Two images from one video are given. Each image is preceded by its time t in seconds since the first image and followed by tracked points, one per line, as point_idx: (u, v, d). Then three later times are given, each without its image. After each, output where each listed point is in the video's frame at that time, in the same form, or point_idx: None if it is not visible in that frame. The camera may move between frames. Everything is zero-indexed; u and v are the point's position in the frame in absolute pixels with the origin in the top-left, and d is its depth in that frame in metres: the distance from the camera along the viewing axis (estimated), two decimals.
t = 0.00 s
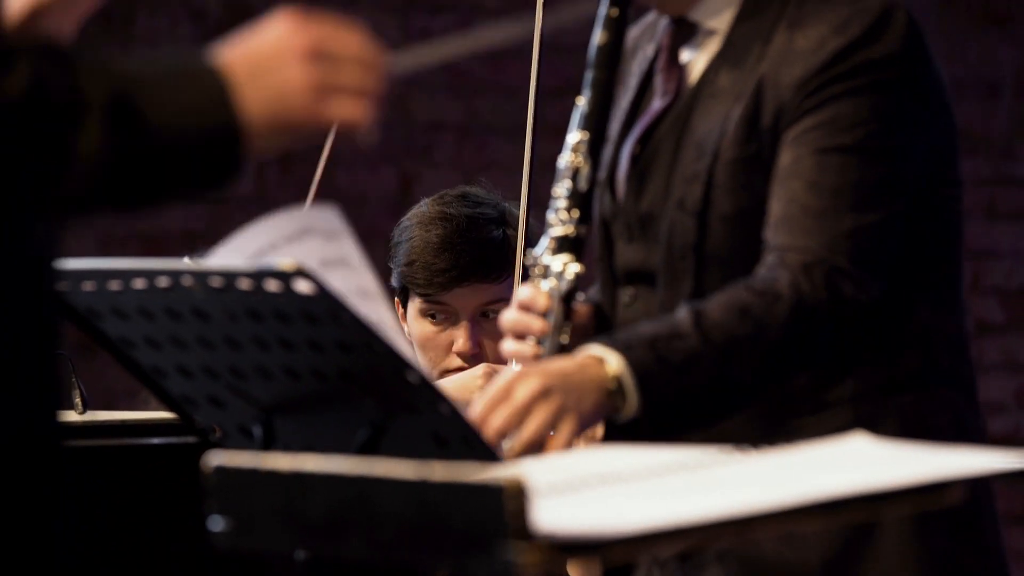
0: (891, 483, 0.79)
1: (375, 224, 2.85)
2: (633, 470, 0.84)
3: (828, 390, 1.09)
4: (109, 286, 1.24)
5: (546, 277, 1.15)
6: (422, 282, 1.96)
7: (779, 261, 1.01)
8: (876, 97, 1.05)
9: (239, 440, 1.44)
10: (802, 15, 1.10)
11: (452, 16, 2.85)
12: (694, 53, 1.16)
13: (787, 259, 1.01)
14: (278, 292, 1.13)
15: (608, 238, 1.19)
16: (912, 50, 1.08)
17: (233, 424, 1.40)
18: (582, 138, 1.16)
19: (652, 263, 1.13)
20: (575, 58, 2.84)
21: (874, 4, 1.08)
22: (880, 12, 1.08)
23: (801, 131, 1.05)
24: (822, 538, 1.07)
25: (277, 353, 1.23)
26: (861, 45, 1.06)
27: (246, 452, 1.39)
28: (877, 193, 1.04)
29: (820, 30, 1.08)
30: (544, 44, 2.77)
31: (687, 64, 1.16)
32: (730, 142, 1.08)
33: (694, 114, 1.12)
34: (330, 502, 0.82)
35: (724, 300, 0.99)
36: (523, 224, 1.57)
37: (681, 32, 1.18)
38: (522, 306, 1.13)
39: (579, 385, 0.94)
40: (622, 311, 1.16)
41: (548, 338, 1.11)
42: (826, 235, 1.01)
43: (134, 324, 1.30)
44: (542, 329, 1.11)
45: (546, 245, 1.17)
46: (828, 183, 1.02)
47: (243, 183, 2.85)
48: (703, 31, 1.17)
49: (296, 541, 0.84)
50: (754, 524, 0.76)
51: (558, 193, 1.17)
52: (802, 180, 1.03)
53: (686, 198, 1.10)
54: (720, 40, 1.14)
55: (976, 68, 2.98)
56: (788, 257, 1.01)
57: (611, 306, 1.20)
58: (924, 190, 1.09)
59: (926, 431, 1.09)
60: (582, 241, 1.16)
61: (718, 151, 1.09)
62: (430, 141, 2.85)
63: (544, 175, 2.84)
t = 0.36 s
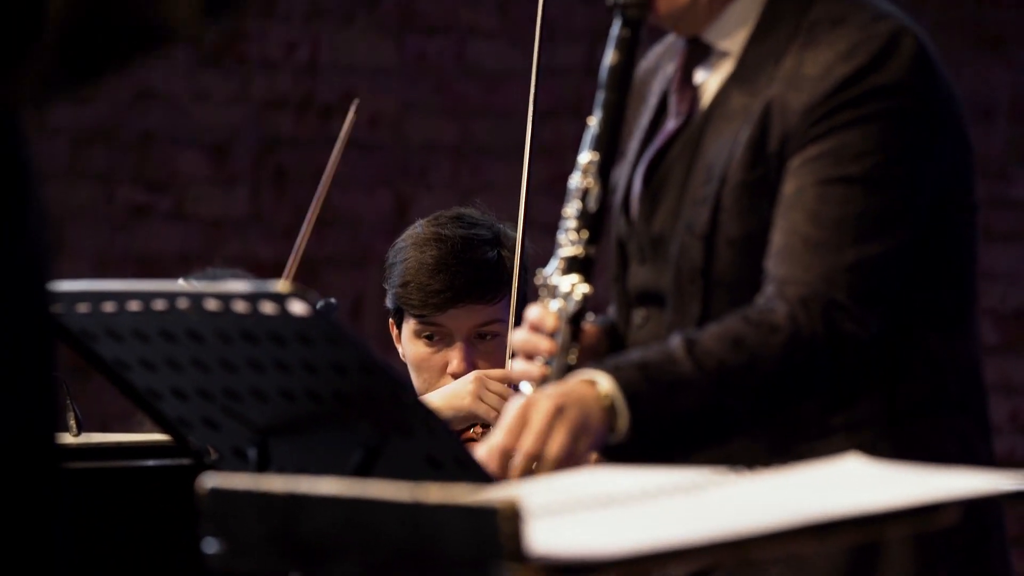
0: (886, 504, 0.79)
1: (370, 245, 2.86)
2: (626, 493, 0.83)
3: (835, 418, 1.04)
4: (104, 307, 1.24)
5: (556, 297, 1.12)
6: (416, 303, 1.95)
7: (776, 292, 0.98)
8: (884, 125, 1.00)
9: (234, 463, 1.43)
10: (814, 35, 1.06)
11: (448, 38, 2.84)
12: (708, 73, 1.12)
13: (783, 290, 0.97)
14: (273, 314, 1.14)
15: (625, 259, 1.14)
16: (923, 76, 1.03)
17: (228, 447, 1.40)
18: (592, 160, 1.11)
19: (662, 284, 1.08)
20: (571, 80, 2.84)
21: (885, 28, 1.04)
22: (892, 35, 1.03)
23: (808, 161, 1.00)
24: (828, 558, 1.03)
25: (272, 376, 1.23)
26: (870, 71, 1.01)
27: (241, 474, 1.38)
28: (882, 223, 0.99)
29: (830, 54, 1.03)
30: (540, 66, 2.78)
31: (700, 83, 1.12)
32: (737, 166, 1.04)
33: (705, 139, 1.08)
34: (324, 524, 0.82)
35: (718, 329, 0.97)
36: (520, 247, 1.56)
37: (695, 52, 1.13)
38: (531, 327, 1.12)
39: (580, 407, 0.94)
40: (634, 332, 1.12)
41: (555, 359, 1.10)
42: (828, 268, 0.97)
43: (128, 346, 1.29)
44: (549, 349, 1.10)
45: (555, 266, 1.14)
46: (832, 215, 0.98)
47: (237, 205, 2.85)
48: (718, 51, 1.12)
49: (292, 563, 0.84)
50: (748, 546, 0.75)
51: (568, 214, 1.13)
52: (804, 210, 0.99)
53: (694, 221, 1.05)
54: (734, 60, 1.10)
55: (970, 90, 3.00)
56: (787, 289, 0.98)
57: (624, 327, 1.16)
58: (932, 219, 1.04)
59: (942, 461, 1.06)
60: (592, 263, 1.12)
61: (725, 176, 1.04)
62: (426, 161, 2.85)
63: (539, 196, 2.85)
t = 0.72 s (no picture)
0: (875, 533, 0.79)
1: (361, 274, 2.86)
2: (619, 521, 0.83)
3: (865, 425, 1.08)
4: (94, 337, 1.24)
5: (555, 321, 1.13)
6: (407, 330, 1.95)
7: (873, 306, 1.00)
8: (932, 140, 1.02)
9: (224, 493, 1.42)
10: (828, 60, 1.08)
11: (440, 67, 2.86)
12: (709, 98, 1.16)
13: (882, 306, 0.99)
14: (263, 343, 1.14)
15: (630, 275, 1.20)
16: (954, 82, 1.05)
17: (218, 476, 1.39)
18: (590, 183, 1.11)
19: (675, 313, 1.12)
20: (561, 109, 2.85)
21: (903, 46, 1.05)
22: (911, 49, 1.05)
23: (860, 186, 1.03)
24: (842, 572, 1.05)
25: (262, 405, 1.23)
26: (899, 91, 1.03)
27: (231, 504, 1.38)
28: (975, 230, 1.01)
29: (857, 78, 1.05)
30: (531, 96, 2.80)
31: (702, 108, 1.16)
32: (768, 195, 1.06)
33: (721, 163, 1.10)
34: (312, 554, 0.82)
35: (810, 327, 1.01)
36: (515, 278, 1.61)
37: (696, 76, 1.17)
38: (530, 350, 1.14)
39: (626, 325, 1.01)
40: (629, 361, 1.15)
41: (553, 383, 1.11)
42: (929, 276, 0.99)
43: (118, 375, 1.29)
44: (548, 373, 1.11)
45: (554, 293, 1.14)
46: (915, 234, 1.00)
47: (228, 234, 2.85)
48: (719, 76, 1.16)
49: None
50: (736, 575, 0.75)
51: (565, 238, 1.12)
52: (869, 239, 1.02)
53: (722, 249, 1.08)
54: (742, 85, 1.13)
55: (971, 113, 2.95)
56: (889, 305, 0.99)
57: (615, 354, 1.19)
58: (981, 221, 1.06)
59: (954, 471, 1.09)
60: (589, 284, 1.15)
61: (755, 203, 1.07)
62: (417, 191, 2.86)
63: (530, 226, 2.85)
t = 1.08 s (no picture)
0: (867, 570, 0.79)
1: (350, 309, 2.86)
2: (610, 555, 0.83)
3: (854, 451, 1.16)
4: (82, 372, 1.24)
5: (550, 359, 1.25)
6: (395, 368, 1.95)
7: (876, 345, 1.12)
8: (936, 178, 1.16)
9: (213, 528, 1.42)
10: (825, 99, 1.21)
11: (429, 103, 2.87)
12: (697, 137, 1.27)
13: (884, 349, 1.11)
14: (253, 378, 1.14)
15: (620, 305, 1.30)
16: (951, 124, 1.18)
17: (207, 511, 1.38)
18: (587, 221, 1.22)
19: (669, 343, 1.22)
20: (549, 145, 2.87)
21: (902, 84, 1.19)
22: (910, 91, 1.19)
23: (864, 222, 1.15)
24: None
25: (251, 440, 1.23)
26: (899, 130, 1.17)
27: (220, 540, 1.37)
28: (971, 274, 1.14)
29: (858, 111, 1.18)
30: (519, 132, 2.84)
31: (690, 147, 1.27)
32: (769, 225, 1.18)
33: (712, 193, 1.22)
34: None
35: (812, 356, 1.13)
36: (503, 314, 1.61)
37: (684, 117, 1.28)
38: (525, 387, 1.25)
39: (643, 333, 1.11)
40: (616, 391, 1.22)
41: (551, 417, 1.22)
42: (936, 321, 1.11)
43: (106, 411, 1.29)
44: (547, 412, 1.22)
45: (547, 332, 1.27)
46: (916, 277, 1.13)
47: (217, 269, 2.85)
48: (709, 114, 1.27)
49: None
50: None
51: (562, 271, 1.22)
52: (879, 274, 1.13)
53: (723, 278, 1.19)
54: (732, 120, 1.25)
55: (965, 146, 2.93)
56: (890, 347, 1.11)
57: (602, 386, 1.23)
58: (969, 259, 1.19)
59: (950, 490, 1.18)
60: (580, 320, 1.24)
61: (757, 234, 1.18)
62: (406, 226, 2.87)
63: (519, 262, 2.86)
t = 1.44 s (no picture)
0: None
1: (342, 345, 2.86)
2: None
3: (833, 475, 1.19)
4: (74, 408, 1.24)
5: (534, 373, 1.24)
6: (388, 401, 1.95)
7: (861, 368, 1.14)
8: (925, 210, 1.18)
9: (204, 564, 1.41)
10: (820, 130, 1.24)
11: (420, 139, 2.88)
12: (688, 167, 1.31)
13: (869, 372, 1.13)
14: (245, 415, 1.14)
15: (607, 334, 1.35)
16: (942, 159, 1.21)
17: (198, 548, 1.38)
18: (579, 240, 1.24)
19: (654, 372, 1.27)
20: (541, 181, 2.89)
21: (896, 117, 1.22)
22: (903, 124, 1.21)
23: (855, 247, 1.17)
24: None
25: (243, 476, 1.23)
26: (891, 160, 1.19)
27: None
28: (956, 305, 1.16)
29: (852, 144, 1.21)
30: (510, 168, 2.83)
31: (682, 177, 1.31)
32: (761, 250, 1.21)
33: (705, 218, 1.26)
34: None
35: (797, 379, 1.16)
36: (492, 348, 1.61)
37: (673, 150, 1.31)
38: (507, 399, 1.24)
39: (631, 345, 1.15)
40: (601, 422, 1.29)
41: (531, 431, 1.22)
42: (921, 348, 1.13)
43: (98, 448, 1.29)
44: (529, 422, 1.22)
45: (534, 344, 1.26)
46: (902, 304, 1.14)
47: (208, 306, 2.85)
48: (700, 145, 1.31)
49: None
50: None
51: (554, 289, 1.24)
52: (867, 302, 1.15)
53: (716, 303, 1.22)
54: (722, 152, 1.29)
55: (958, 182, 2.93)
56: (876, 371, 1.13)
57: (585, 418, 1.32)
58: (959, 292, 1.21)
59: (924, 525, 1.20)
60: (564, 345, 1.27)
61: (750, 259, 1.21)
62: (399, 262, 2.87)
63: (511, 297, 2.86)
